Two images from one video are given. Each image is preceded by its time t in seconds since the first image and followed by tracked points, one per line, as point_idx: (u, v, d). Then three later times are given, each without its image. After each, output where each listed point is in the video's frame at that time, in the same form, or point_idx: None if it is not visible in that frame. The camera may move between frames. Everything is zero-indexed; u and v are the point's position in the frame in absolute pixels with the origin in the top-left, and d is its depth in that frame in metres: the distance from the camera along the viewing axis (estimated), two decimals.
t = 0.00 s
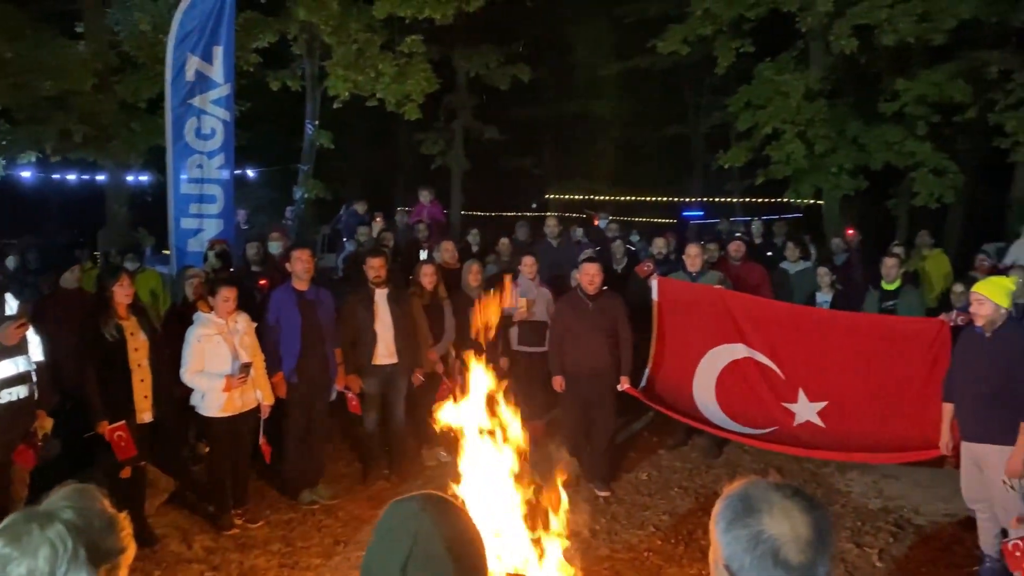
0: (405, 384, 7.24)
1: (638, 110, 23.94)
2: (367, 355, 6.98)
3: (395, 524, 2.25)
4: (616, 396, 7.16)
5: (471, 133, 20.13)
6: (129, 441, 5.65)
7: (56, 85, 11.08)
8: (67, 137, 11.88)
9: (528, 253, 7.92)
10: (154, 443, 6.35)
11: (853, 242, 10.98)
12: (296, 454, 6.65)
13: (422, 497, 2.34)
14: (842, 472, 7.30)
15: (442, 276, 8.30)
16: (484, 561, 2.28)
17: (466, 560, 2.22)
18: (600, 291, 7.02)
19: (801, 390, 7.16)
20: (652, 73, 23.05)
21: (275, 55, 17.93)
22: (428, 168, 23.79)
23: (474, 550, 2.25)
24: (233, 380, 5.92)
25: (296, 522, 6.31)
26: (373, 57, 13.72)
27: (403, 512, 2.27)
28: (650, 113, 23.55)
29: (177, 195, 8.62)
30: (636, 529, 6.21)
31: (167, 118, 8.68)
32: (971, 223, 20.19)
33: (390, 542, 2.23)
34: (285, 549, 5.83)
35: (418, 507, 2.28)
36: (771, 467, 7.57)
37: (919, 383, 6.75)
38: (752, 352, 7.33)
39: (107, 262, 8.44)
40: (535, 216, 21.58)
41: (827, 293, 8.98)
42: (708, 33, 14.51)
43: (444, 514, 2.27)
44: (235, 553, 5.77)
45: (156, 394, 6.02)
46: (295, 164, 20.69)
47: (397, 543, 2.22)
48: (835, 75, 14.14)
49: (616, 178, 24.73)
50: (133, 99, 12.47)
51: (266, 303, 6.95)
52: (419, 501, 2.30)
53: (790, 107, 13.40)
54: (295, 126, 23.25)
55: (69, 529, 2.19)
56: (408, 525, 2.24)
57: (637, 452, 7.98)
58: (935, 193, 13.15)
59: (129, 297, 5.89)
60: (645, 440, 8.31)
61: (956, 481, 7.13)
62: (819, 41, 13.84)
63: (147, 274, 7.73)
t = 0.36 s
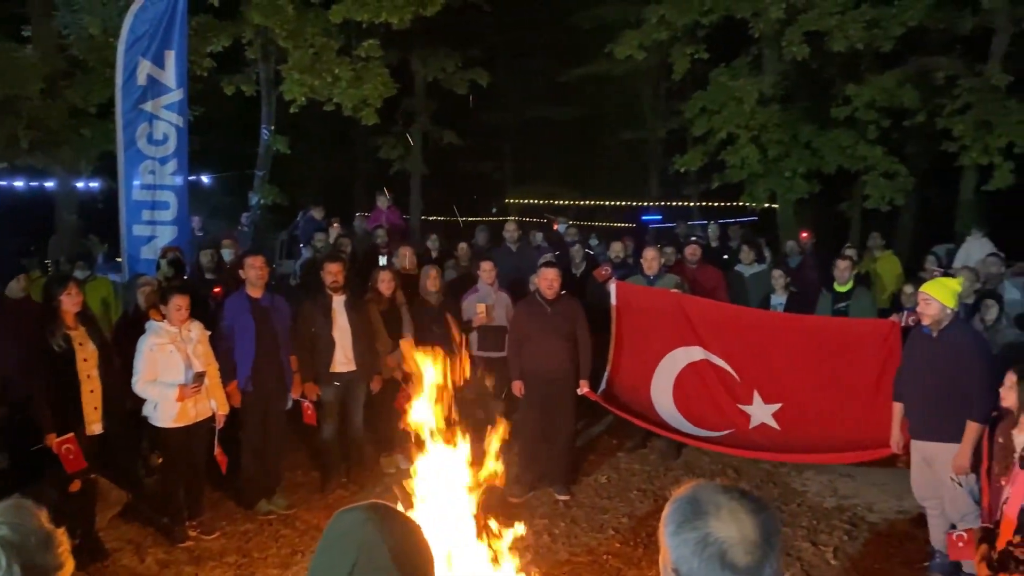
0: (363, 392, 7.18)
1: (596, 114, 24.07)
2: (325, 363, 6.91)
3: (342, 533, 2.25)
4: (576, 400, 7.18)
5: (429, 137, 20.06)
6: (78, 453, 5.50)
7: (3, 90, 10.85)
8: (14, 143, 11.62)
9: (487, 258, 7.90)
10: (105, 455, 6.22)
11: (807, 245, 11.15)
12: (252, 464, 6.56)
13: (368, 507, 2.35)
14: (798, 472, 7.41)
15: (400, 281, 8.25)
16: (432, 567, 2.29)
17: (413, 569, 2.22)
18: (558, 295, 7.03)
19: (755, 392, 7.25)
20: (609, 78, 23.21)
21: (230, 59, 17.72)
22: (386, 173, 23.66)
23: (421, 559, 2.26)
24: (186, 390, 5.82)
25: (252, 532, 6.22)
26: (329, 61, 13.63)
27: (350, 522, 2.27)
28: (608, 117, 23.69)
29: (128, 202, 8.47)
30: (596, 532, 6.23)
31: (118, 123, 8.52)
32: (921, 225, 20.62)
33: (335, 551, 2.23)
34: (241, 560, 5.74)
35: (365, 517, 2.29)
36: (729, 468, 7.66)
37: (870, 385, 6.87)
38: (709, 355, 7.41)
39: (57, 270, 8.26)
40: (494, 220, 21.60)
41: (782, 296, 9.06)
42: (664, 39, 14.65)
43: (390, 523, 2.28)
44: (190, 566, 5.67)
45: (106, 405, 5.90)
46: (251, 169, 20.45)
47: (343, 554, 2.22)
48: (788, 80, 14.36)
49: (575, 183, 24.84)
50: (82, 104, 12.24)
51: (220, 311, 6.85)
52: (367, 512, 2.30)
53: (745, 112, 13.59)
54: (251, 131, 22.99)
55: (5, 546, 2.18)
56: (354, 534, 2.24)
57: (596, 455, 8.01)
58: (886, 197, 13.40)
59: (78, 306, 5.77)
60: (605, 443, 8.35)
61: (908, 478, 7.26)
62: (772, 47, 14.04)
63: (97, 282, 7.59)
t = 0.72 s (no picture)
0: (321, 398, 7.12)
1: (555, 119, 24.16)
2: (281, 369, 6.84)
3: (291, 542, 2.24)
4: (536, 403, 7.19)
5: (388, 141, 19.95)
6: (26, 467, 5.36)
7: None
8: None
9: (446, 262, 7.85)
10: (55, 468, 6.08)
11: (762, 246, 11.31)
12: (208, 474, 6.46)
13: (318, 516, 2.34)
14: (755, 471, 7.51)
15: (358, 286, 8.20)
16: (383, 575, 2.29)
17: None
18: (517, 299, 7.05)
19: (713, 394, 7.33)
20: (566, 83, 23.33)
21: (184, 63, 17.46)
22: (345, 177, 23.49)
23: (371, 569, 2.25)
24: (139, 399, 5.72)
25: (209, 543, 6.12)
26: (285, 65, 13.50)
27: (299, 531, 2.26)
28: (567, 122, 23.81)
29: (79, 208, 8.30)
30: (557, 535, 6.25)
31: (67, 128, 8.35)
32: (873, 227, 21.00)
33: (285, 560, 2.21)
34: (198, 572, 5.65)
35: (315, 526, 2.27)
36: (688, 468, 7.73)
37: (823, 385, 6.99)
38: (666, 357, 7.49)
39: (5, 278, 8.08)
40: (455, 224, 21.57)
41: (737, 297, 9.22)
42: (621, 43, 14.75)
43: (339, 531, 2.27)
44: None
45: (57, 417, 5.77)
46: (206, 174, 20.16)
47: (292, 561, 2.21)
48: (743, 85, 14.56)
49: (535, 187, 24.90)
50: (30, 108, 11.99)
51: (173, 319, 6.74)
52: (315, 521, 2.29)
53: (700, 116, 13.75)
54: (206, 134, 22.70)
55: None
56: (303, 542, 2.23)
57: (557, 458, 8.03)
58: (839, 199, 13.64)
59: (25, 315, 5.63)
60: (566, 446, 8.38)
61: (862, 475, 7.40)
62: (727, 51, 14.22)
63: (46, 290, 7.45)
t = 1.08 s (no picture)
0: (277, 403, 7.04)
1: (513, 121, 24.20)
2: (236, 375, 6.74)
3: (233, 553, 2.32)
4: (494, 404, 7.19)
5: (345, 143, 19.80)
6: None
7: None
8: None
9: (404, 264, 7.79)
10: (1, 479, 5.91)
11: (717, 247, 11.46)
12: (161, 482, 6.35)
13: (257, 526, 2.42)
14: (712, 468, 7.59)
15: (314, 290, 8.12)
16: None
17: None
18: (476, 300, 7.03)
19: (670, 391, 7.40)
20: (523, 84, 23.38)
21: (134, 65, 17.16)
22: (301, 179, 23.26)
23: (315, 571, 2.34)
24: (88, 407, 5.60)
25: (162, 552, 6.02)
26: (238, 67, 13.33)
27: (240, 540, 2.34)
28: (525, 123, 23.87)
29: (25, 213, 8.12)
30: (517, 535, 6.25)
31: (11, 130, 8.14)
32: (825, 226, 21.38)
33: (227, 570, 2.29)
34: None
35: (254, 533, 2.37)
36: (647, 466, 7.79)
37: (778, 381, 7.09)
38: (625, 356, 7.53)
39: None
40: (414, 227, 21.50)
41: (693, 295, 9.31)
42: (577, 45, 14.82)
43: (279, 540, 2.36)
44: None
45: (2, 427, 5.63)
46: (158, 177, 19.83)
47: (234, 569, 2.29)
48: (698, 87, 14.73)
49: (494, 189, 24.90)
50: None
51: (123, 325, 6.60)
52: (255, 531, 2.37)
53: (656, 118, 13.88)
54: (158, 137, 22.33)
55: None
56: (244, 551, 2.31)
57: (517, 459, 8.03)
58: (792, 199, 13.85)
59: None
60: (525, 446, 8.39)
61: (816, 470, 7.53)
62: (682, 54, 14.37)
63: None
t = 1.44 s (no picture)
0: (234, 408, 6.94)
1: (472, 121, 24.16)
2: (191, 380, 6.64)
3: (178, 561, 2.36)
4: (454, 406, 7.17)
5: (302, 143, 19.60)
6: None
7: None
8: None
9: (363, 266, 7.76)
10: None
11: (676, 245, 11.56)
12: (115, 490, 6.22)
13: (203, 533, 2.45)
14: (672, 464, 7.65)
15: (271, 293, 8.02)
16: None
17: None
18: (435, 301, 7.01)
19: (631, 388, 7.45)
20: (482, 84, 23.35)
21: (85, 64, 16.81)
22: (258, 180, 22.97)
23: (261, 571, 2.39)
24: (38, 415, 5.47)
25: (117, 561, 5.89)
26: (192, 66, 13.13)
27: (185, 548, 2.38)
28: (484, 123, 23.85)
29: None
30: (479, 536, 6.24)
31: None
32: (781, 224, 21.67)
33: None
34: None
35: (199, 542, 2.39)
36: (607, 463, 7.84)
37: (736, 377, 7.17)
38: (585, 354, 7.57)
39: None
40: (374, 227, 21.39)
41: (652, 293, 9.37)
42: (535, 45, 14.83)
43: (225, 548, 2.39)
44: None
45: None
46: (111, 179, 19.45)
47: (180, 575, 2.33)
48: (655, 86, 14.84)
49: (454, 189, 24.84)
50: None
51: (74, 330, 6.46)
52: (199, 538, 2.41)
53: (614, 118, 13.96)
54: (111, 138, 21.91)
55: None
56: (189, 558, 2.35)
57: (479, 460, 8.02)
58: (748, 197, 13.99)
59: None
60: (487, 447, 8.38)
61: (774, 464, 7.63)
62: (639, 55, 14.47)
63: None
